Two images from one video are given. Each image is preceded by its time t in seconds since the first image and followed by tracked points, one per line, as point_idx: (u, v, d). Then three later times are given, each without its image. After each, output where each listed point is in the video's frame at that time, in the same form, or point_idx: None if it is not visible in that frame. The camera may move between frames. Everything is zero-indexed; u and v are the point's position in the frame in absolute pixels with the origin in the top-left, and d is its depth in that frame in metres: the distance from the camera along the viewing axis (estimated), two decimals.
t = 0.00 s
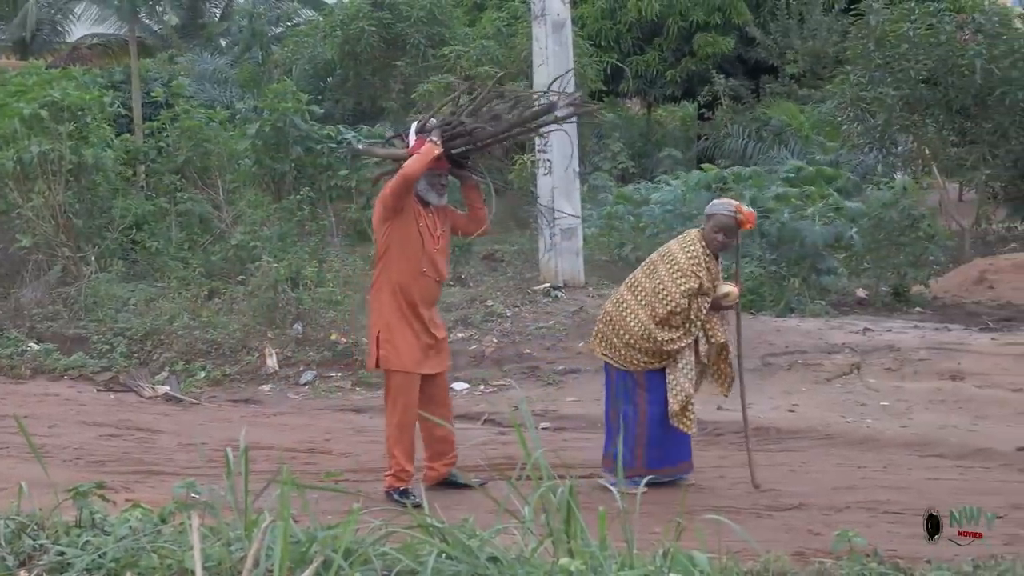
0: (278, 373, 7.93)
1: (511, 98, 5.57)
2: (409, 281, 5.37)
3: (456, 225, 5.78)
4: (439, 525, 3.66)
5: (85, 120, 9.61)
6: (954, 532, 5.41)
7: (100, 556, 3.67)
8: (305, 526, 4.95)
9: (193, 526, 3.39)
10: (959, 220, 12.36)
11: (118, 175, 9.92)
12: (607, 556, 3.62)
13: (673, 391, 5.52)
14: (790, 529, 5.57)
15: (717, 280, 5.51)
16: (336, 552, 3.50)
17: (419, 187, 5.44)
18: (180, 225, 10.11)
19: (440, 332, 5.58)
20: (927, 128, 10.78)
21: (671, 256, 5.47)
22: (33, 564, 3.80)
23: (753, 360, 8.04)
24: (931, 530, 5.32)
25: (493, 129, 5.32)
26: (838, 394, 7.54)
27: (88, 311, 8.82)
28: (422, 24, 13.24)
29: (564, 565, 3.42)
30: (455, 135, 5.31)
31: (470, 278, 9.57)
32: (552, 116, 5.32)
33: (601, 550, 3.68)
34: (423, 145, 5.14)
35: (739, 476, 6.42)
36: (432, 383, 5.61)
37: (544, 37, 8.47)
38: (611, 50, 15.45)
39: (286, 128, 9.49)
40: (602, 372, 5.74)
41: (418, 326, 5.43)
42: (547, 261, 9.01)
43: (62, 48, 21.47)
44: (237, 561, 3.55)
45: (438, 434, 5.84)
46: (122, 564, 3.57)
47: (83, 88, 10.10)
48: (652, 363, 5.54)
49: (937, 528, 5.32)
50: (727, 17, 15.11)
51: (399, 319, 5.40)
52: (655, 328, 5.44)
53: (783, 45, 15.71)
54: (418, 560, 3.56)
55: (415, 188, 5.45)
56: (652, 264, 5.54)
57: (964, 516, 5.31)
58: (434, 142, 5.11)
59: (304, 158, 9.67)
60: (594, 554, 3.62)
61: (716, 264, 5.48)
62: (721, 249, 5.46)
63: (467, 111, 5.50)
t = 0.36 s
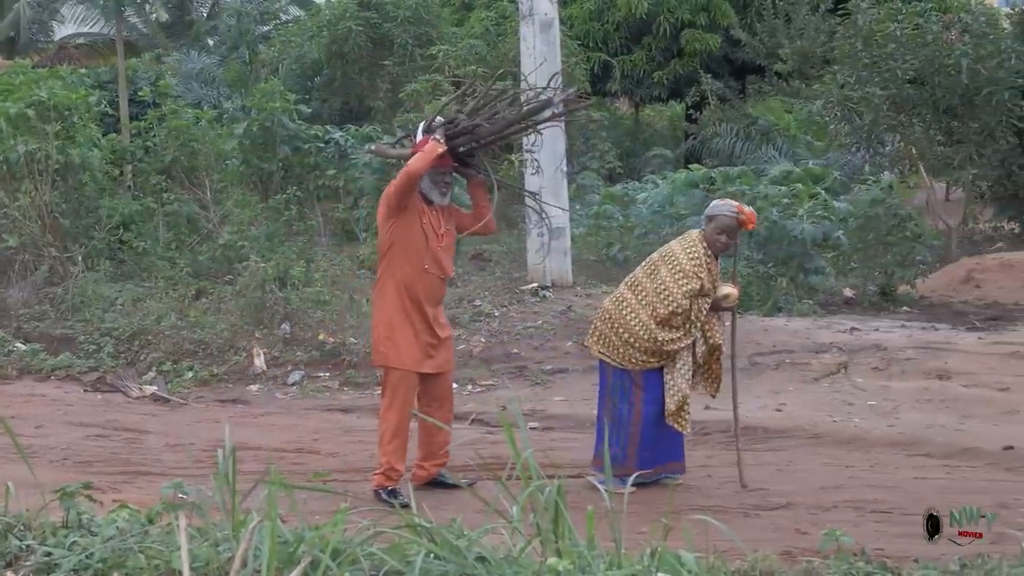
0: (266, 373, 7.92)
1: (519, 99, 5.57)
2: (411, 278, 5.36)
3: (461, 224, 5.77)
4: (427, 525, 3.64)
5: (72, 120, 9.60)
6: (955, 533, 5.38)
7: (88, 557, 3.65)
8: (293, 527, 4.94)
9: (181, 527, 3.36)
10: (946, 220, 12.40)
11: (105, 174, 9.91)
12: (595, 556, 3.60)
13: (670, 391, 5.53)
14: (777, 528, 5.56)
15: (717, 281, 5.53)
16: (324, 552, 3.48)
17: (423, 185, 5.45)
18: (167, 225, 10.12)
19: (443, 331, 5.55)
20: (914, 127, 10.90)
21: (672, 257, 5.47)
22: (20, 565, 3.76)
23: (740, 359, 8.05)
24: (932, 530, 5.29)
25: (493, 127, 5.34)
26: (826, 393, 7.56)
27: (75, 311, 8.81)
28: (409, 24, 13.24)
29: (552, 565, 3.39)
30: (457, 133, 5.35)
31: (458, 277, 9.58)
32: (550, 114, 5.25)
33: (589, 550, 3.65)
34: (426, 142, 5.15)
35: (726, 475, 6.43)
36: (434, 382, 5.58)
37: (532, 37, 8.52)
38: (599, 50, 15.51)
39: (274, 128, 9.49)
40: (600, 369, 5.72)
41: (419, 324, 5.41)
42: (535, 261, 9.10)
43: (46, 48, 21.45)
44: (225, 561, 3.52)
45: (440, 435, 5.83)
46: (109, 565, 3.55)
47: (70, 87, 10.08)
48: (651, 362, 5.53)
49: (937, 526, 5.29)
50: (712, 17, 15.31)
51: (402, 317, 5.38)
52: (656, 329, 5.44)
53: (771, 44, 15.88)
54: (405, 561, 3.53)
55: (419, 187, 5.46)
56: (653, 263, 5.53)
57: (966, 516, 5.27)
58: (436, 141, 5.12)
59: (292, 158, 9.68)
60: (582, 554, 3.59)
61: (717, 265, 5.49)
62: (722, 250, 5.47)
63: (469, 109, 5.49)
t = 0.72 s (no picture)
0: (249, 374, 7.91)
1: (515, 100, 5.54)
2: (400, 277, 5.32)
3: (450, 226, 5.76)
4: (410, 526, 3.61)
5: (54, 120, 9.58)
6: (954, 533, 5.34)
7: (70, 558, 3.60)
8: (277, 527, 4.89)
9: (163, 528, 3.33)
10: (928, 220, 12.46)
11: (88, 175, 9.93)
12: (579, 557, 3.56)
13: (666, 393, 5.53)
14: (761, 528, 5.56)
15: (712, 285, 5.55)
16: (307, 553, 3.44)
17: (412, 185, 5.44)
18: (150, 227, 10.06)
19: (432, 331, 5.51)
20: (898, 128, 10.98)
21: (669, 259, 5.46)
22: None
23: (724, 360, 8.07)
24: (931, 529, 5.25)
25: (484, 128, 5.33)
26: (809, 393, 7.57)
27: (57, 312, 8.81)
28: (392, 25, 13.30)
29: (534, 565, 3.37)
30: (449, 134, 5.33)
31: (442, 278, 9.59)
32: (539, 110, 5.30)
33: (572, 550, 3.62)
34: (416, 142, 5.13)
35: (709, 476, 6.43)
36: (422, 382, 5.53)
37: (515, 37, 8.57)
38: (583, 51, 15.63)
39: (257, 129, 9.50)
40: (593, 370, 5.67)
41: (407, 323, 5.37)
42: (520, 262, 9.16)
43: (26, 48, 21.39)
44: (208, 563, 3.50)
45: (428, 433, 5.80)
46: (91, 567, 3.50)
47: (52, 87, 10.05)
48: (647, 363, 5.52)
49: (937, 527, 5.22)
50: (695, 19, 15.41)
51: (390, 316, 5.35)
52: (652, 331, 5.42)
53: (752, 45, 16.03)
54: (389, 562, 3.48)
55: (409, 187, 5.45)
56: (649, 265, 5.52)
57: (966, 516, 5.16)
58: (426, 142, 5.09)
59: (275, 159, 9.69)
60: (565, 555, 3.56)
61: (713, 269, 5.51)
62: (718, 254, 5.50)
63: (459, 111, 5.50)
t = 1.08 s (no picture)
0: (231, 375, 7.90)
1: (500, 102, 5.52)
2: (387, 278, 5.26)
3: (434, 225, 5.72)
4: (391, 527, 3.60)
5: (35, 120, 9.65)
6: (954, 533, 5.26)
7: (50, 560, 3.54)
8: (259, 528, 4.91)
9: (144, 529, 3.30)
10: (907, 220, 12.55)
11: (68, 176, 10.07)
12: (560, 557, 3.53)
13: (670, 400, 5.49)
14: (741, 528, 5.46)
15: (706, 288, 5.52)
16: (288, 554, 3.41)
17: (397, 185, 5.36)
18: (131, 227, 10.15)
19: (419, 330, 5.46)
20: (878, 128, 11.13)
21: (665, 264, 5.40)
22: None
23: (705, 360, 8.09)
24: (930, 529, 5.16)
25: (468, 127, 5.30)
26: (790, 393, 7.59)
27: (37, 314, 8.83)
28: (374, 24, 13.45)
29: (516, 565, 3.36)
30: (433, 133, 5.30)
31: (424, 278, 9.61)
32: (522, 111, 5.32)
33: (554, 551, 3.60)
34: (400, 142, 5.05)
35: (690, 476, 6.42)
36: (410, 381, 5.49)
37: (497, 38, 8.62)
38: (564, 50, 15.55)
39: (238, 130, 9.48)
40: (596, 379, 5.62)
41: (396, 323, 5.32)
42: (502, 262, 9.17)
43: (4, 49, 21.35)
44: (189, 565, 3.47)
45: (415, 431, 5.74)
46: (72, 570, 3.46)
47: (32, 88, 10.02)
48: (648, 373, 5.45)
49: (937, 527, 5.11)
50: (676, 19, 15.64)
51: (378, 317, 5.29)
52: (655, 340, 5.37)
53: (732, 46, 16.32)
54: (370, 563, 3.48)
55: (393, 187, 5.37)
56: (644, 270, 5.45)
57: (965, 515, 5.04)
58: (411, 141, 5.02)
59: (256, 159, 9.69)
60: (547, 555, 3.54)
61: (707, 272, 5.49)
62: (712, 255, 5.47)
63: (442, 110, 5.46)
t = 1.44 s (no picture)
0: (221, 375, 7.89)
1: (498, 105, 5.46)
2: (389, 282, 5.20)
3: (432, 225, 5.64)
4: (382, 527, 3.59)
5: (25, 120, 9.65)
6: (954, 532, 5.22)
7: (39, 561, 3.52)
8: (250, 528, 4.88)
9: (134, 529, 3.27)
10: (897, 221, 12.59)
11: (57, 176, 10.08)
12: (551, 557, 3.52)
13: (680, 402, 5.52)
14: (733, 528, 5.42)
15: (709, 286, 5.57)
16: (279, 554, 3.39)
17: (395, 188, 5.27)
18: (122, 228, 10.18)
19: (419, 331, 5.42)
20: (868, 128, 11.17)
21: (673, 265, 5.42)
22: None
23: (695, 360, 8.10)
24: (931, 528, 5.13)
25: (465, 128, 5.23)
26: (781, 393, 7.59)
27: (27, 314, 8.84)
28: (364, 23, 13.46)
29: (507, 565, 3.34)
30: (430, 135, 5.23)
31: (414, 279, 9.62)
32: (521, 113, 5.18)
33: (545, 551, 3.58)
34: (399, 146, 4.97)
35: (681, 476, 6.41)
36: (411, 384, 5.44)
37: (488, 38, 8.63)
38: (554, 51, 15.70)
39: (228, 130, 9.44)
40: (604, 382, 5.60)
41: (398, 327, 5.26)
42: (492, 262, 9.20)
43: None
44: (180, 565, 3.45)
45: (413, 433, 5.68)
46: (61, 570, 3.43)
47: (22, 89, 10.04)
48: (659, 374, 5.47)
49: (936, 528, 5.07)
50: (667, 19, 15.69)
51: (380, 322, 5.22)
52: (670, 343, 5.37)
53: (723, 47, 16.27)
54: (361, 563, 3.46)
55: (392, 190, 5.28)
56: (651, 272, 5.45)
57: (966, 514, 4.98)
58: (410, 143, 4.96)
59: (247, 159, 9.66)
60: (537, 555, 3.53)
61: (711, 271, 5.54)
62: (714, 253, 5.51)
63: (440, 111, 5.38)
